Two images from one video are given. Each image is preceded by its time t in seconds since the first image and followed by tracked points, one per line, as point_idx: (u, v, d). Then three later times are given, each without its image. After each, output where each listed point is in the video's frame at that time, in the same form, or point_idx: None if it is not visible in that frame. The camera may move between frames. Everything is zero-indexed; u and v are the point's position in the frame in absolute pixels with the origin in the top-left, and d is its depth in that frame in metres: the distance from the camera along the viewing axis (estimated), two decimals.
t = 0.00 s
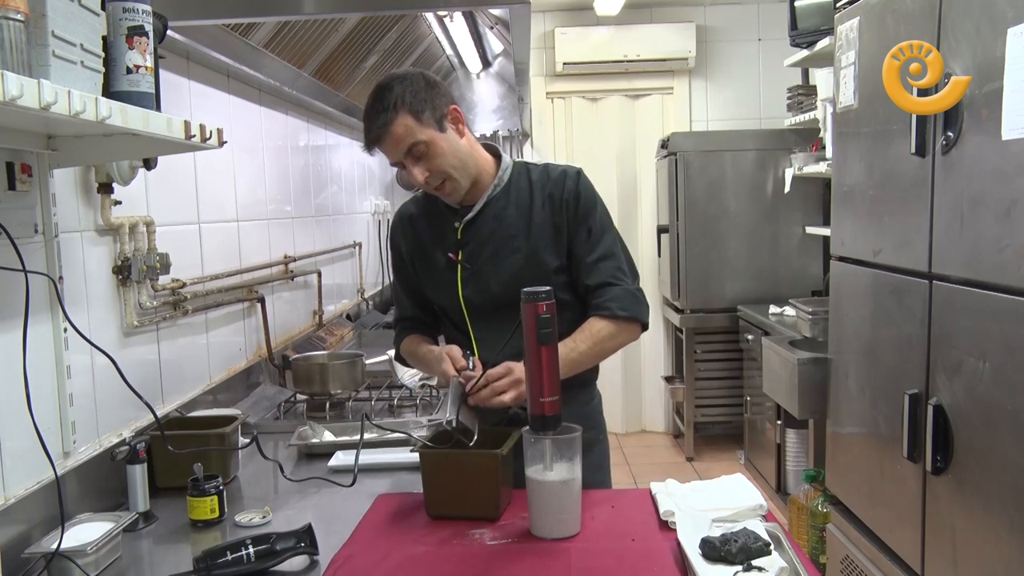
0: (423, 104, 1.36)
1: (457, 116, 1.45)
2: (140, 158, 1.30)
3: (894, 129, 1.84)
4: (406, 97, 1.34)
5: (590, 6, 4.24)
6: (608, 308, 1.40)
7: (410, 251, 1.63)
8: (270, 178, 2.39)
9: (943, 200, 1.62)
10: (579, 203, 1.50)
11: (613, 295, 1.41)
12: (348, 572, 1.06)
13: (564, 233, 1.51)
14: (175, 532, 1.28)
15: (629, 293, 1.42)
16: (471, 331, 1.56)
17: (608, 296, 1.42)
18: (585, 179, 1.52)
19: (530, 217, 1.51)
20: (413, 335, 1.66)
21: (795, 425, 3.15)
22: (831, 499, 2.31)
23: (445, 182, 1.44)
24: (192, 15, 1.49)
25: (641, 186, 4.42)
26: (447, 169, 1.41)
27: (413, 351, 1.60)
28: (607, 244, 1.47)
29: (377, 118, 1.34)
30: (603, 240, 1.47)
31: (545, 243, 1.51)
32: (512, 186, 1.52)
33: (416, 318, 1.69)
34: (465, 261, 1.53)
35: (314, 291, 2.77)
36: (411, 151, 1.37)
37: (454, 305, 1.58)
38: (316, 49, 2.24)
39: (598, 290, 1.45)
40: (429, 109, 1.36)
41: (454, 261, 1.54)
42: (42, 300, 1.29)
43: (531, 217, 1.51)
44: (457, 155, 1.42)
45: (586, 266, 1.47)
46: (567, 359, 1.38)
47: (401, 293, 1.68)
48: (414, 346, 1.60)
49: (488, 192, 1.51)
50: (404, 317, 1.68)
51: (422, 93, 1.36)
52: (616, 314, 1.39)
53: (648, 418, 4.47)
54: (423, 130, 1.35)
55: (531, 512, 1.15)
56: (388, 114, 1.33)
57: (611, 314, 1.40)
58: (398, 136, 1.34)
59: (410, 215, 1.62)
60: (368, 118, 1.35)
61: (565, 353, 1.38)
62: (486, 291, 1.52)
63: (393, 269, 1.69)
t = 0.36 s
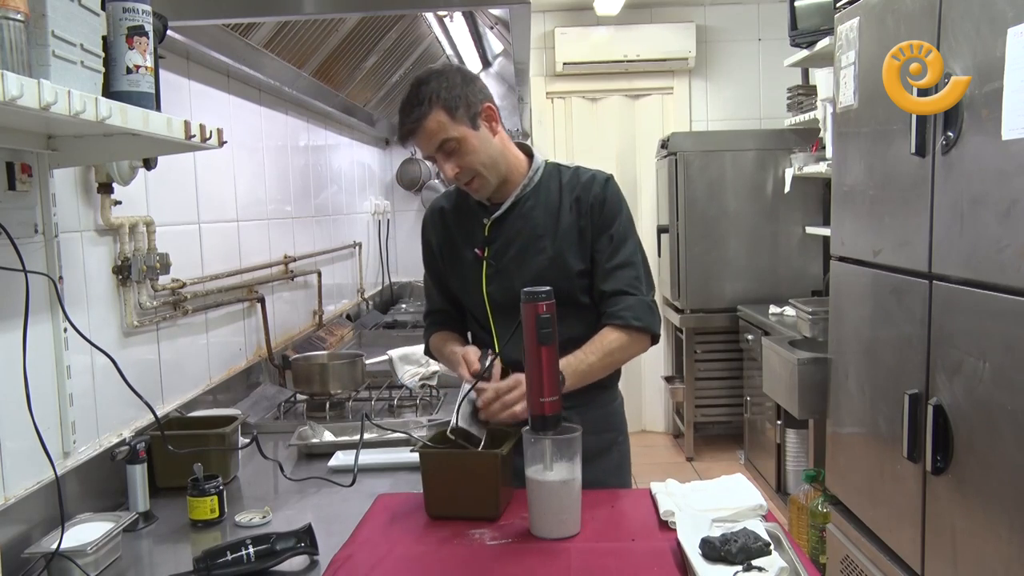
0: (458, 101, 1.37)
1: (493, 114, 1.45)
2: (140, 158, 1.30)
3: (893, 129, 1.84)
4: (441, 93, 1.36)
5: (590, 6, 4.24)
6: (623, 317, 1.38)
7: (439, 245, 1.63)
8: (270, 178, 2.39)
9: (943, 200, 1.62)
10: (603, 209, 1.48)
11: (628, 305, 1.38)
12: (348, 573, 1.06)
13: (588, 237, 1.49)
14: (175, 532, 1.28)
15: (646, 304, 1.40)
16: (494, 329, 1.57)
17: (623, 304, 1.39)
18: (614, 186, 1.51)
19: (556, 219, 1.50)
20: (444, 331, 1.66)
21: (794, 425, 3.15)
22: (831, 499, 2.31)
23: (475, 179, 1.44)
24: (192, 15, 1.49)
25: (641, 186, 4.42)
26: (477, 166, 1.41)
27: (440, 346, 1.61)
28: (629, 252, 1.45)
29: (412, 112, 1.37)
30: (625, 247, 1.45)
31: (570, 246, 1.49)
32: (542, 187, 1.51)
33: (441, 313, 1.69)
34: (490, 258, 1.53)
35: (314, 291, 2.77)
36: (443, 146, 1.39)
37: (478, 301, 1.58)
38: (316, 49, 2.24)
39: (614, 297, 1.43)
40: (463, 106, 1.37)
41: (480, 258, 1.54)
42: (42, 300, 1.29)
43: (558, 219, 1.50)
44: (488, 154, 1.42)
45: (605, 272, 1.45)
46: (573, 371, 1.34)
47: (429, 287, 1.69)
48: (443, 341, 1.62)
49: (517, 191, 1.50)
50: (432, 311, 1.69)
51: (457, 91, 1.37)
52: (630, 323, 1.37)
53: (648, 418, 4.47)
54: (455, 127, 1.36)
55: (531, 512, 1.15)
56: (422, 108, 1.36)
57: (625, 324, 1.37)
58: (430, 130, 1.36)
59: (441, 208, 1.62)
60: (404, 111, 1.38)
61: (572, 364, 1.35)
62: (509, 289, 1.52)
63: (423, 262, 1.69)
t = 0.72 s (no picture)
0: (489, 93, 1.37)
1: (524, 111, 1.45)
2: (139, 158, 1.30)
3: (893, 129, 1.84)
4: (473, 83, 1.36)
5: (590, 6, 4.24)
6: (650, 316, 1.38)
7: (459, 240, 1.62)
8: (270, 178, 2.39)
9: (943, 200, 1.62)
10: (628, 213, 1.48)
11: (657, 304, 1.39)
12: (347, 573, 1.06)
13: (611, 239, 1.49)
14: (175, 532, 1.28)
15: (668, 303, 1.41)
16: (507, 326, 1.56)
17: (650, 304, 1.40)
18: (638, 191, 1.51)
19: (579, 218, 1.50)
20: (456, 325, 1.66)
21: (794, 425, 3.15)
22: (831, 499, 2.31)
23: (498, 173, 1.44)
24: (191, 15, 1.49)
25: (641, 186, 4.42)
26: (501, 161, 1.41)
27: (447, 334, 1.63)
28: (656, 255, 1.46)
29: (443, 98, 1.37)
30: (652, 250, 1.46)
31: (591, 246, 1.49)
32: (565, 186, 1.51)
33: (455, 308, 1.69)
34: (510, 254, 1.53)
35: (314, 291, 2.77)
36: (470, 137, 1.39)
37: (495, 297, 1.58)
38: (316, 49, 2.24)
39: (640, 297, 1.43)
40: (494, 99, 1.38)
41: (500, 253, 1.53)
42: (42, 300, 1.29)
43: (581, 219, 1.49)
44: (514, 149, 1.42)
45: (632, 273, 1.45)
46: (599, 356, 1.33)
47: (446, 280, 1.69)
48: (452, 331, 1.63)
49: (540, 189, 1.50)
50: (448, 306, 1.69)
51: (490, 83, 1.38)
52: (656, 322, 1.38)
53: (648, 418, 4.47)
54: (485, 118, 1.37)
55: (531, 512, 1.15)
56: (453, 96, 1.36)
57: (652, 323, 1.38)
58: (459, 119, 1.36)
59: (465, 202, 1.62)
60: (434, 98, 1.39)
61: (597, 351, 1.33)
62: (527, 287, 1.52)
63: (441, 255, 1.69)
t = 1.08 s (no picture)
0: (537, 81, 1.39)
1: (565, 107, 1.47)
2: (139, 158, 1.30)
3: (893, 129, 1.84)
4: (522, 69, 1.38)
5: (590, 6, 4.24)
6: (644, 323, 1.36)
7: (478, 226, 1.64)
8: (270, 179, 2.39)
9: (943, 200, 1.62)
10: (643, 218, 1.47)
11: (652, 311, 1.37)
12: (347, 572, 1.06)
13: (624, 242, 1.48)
14: (175, 532, 1.28)
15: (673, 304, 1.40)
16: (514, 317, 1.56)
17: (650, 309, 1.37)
18: (657, 199, 1.50)
19: (596, 218, 1.50)
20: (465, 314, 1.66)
21: (794, 425, 3.15)
22: (831, 499, 2.31)
23: (527, 163, 1.44)
24: (191, 15, 1.49)
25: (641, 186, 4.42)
26: (535, 151, 1.42)
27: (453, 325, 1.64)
28: (663, 263, 1.43)
29: (492, 77, 1.37)
30: (660, 257, 1.44)
31: (605, 246, 1.48)
32: (587, 185, 1.52)
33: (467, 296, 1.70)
34: (525, 245, 1.54)
35: (314, 291, 2.77)
36: (510, 121, 1.39)
37: (507, 287, 1.59)
38: (316, 49, 2.24)
39: (636, 303, 1.41)
40: (541, 90, 1.39)
41: (515, 244, 1.54)
42: (42, 300, 1.29)
43: (598, 219, 1.49)
44: (549, 143, 1.43)
45: (634, 277, 1.43)
46: (583, 361, 1.32)
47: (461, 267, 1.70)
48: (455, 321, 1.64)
49: (565, 183, 1.51)
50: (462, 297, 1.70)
51: (540, 72, 1.39)
52: (649, 330, 1.35)
53: (648, 418, 4.47)
54: (528, 105, 1.37)
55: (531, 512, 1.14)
56: (501, 78, 1.37)
57: (645, 331, 1.36)
58: (503, 100, 1.37)
59: (489, 191, 1.64)
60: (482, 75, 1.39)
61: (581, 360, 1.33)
62: (537, 281, 1.52)
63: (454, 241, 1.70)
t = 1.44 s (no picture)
0: (550, 81, 1.39)
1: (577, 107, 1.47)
2: (139, 158, 1.30)
3: (894, 129, 1.84)
4: (536, 68, 1.38)
5: (589, 6, 4.24)
6: (646, 332, 1.35)
7: (485, 222, 1.64)
8: (270, 178, 2.39)
9: (943, 200, 1.62)
10: (651, 222, 1.47)
11: (654, 320, 1.36)
12: (347, 572, 1.06)
13: (631, 246, 1.48)
14: (175, 532, 1.28)
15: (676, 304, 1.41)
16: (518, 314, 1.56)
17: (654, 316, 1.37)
18: (667, 204, 1.49)
19: (604, 219, 1.49)
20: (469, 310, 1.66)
21: (794, 425, 3.15)
22: (831, 499, 2.31)
23: (537, 162, 1.45)
24: (191, 15, 1.49)
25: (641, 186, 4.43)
26: (545, 150, 1.42)
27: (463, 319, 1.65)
28: (669, 270, 1.43)
29: (506, 75, 1.37)
30: (667, 263, 1.43)
31: (612, 248, 1.48)
32: (597, 186, 1.52)
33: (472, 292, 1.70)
34: (531, 243, 1.54)
35: (314, 291, 2.77)
36: (522, 120, 1.39)
37: (512, 283, 1.59)
38: (317, 49, 2.24)
39: (641, 310, 1.40)
40: (555, 90, 1.39)
41: (521, 240, 1.54)
42: (42, 300, 1.29)
43: (606, 220, 1.49)
44: (560, 142, 1.43)
45: (639, 284, 1.43)
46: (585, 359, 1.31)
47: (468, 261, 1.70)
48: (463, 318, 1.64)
49: (574, 182, 1.51)
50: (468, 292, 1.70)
51: (554, 72, 1.39)
52: (651, 338, 1.35)
53: (648, 418, 4.47)
54: (540, 105, 1.38)
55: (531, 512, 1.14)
56: (514, 77, 1.37)
57: (646, 340, 1.35)
58: (516, 99, 1.37)
59: (499, 188, 1.65)
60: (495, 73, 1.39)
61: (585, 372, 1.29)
62: (542, 278, 1.52)
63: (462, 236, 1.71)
